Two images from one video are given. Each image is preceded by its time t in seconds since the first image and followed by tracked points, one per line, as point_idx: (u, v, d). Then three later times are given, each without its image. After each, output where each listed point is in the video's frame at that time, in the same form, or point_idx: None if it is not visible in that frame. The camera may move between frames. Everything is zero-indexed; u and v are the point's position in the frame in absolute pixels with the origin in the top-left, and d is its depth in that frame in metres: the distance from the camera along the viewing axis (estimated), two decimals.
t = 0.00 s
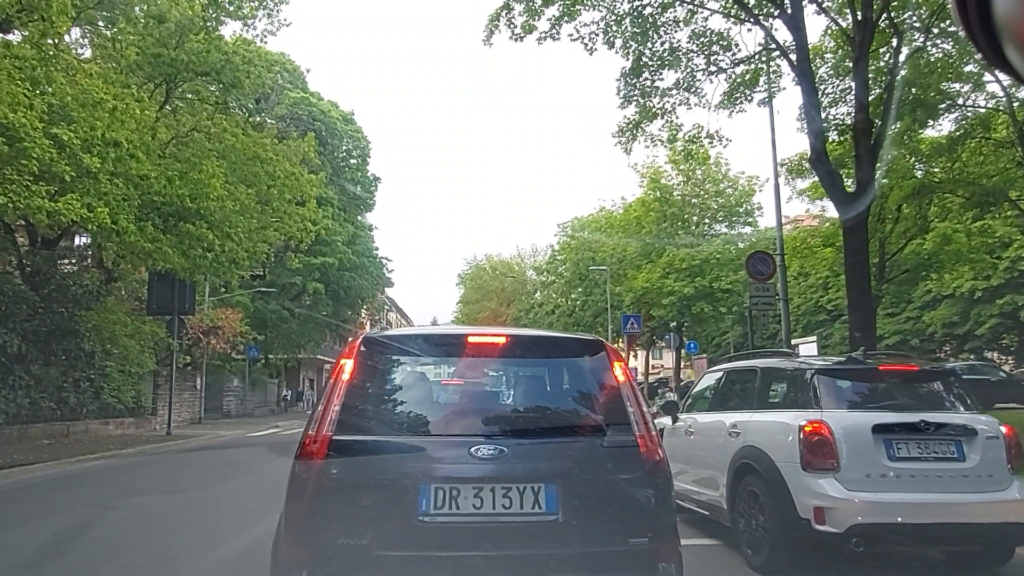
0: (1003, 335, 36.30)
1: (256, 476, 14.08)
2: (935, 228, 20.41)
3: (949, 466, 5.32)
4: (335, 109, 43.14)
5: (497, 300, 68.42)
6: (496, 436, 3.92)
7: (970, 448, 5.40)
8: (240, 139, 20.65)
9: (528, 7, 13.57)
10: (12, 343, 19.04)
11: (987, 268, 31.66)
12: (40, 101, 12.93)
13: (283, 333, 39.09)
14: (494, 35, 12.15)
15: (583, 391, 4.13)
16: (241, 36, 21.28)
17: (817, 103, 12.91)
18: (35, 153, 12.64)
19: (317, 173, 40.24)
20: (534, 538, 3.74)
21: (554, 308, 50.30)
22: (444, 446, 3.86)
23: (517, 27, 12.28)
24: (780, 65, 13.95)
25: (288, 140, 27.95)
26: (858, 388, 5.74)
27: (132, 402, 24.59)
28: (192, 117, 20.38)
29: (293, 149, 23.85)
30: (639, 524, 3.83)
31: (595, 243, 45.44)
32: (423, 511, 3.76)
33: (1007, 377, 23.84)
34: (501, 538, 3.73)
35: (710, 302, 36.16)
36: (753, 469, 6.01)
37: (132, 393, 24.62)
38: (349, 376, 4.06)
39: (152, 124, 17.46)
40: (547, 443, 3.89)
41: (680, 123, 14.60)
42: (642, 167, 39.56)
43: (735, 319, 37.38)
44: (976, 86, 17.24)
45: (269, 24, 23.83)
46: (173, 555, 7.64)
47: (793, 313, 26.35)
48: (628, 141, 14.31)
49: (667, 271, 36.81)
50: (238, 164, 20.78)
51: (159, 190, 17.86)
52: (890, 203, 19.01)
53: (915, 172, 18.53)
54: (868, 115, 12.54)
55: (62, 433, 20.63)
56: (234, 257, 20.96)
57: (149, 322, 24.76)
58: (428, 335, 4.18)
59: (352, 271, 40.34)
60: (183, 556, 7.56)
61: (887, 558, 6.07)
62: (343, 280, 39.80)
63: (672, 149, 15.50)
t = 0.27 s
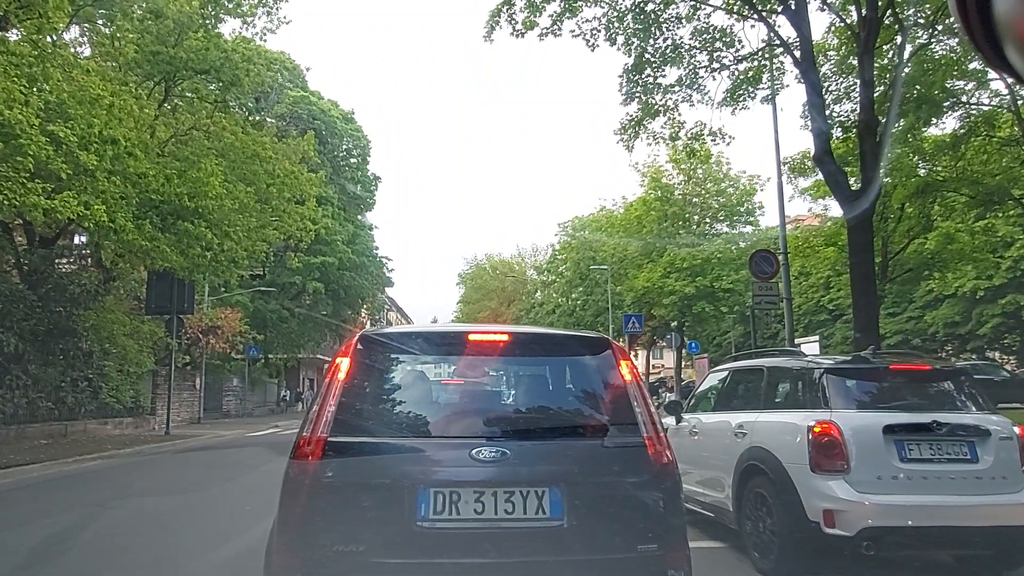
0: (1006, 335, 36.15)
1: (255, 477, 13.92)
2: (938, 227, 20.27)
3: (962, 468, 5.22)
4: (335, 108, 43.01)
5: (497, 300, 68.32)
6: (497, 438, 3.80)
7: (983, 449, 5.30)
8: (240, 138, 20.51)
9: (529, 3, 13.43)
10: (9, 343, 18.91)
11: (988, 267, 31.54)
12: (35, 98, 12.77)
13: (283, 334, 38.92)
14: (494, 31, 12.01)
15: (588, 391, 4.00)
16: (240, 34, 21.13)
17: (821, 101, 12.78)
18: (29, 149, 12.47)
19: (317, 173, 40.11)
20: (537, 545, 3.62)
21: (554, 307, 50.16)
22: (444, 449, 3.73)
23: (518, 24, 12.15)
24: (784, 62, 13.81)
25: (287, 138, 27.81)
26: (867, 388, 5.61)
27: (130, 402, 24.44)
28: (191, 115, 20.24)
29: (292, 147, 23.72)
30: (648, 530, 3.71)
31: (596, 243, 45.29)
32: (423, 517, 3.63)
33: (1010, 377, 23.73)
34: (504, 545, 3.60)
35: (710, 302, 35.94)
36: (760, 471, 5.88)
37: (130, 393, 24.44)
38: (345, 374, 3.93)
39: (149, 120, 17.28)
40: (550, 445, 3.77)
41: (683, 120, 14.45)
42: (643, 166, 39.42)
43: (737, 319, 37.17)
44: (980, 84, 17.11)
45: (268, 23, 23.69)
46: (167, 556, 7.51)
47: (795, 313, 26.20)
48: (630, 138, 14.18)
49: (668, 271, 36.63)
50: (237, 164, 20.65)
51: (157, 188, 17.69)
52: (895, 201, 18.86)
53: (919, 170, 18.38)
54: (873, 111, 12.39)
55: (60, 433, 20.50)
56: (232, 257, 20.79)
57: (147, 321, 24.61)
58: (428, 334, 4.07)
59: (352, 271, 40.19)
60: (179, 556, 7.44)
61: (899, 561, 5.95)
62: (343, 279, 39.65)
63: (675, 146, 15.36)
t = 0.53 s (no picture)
0: (1006, 335, 36.07)
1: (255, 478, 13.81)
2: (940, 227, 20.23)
3: (971, 470, 5.15)
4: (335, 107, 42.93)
5: (497, 299, 68.26)
6: (499, 439, 3.72)
7: (991, 450, 5.23)
8: (239, 137, 20.45)
9: None
10: (9, 342, 18.84)
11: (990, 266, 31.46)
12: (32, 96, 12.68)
13: (283, 333, 38.83)
14: (494, 28, 11.93)
15: (590, 391, 3.92)
16: (239, 33, 21.08)
17: (823, 99, 12.70)
18: (26, 147, 12.38)
19: (316, 172, 40.04)
20: (539, 548, 3.54)
21: (555, 307, 50.08)
22: (444, 451, 3.65)
23: (519, 21, 12.08)
24: (786, 61, 13.75)
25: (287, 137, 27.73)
26: (874, 387, 5.54)
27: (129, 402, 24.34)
28: (190, 114, 20.16)
29: (292, 146, 23.67)
30: (652, 533, 3.63)
31: (596, 242, 45.21)
32: (423, 520, 3.55)
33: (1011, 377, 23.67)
34: (505, 549, 3.52)
35: (711, 302, 35.78)
36: (764, 473, 5.79)
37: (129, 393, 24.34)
38: (343, 374, 3.86)
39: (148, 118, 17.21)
40: (552, 446, 3.69)
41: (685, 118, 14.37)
42: (643, 165, 39.34)
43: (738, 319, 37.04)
44: (982, 82, 17.05)
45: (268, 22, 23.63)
46: (167, 555, 7.44)
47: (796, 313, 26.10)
48: (631, 136, 14.10)
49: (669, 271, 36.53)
50: (237, 164, 20.57)
51: (156, 187, 17.59)
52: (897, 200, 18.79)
53: (920, 169, 18.30)
54: (876, 109, 12.31)
55: (60, 433, 20.42)
56: (231, 255, 20.71)
57: (146, 321, 24.52)
58: (428, 333, 3.98)
59: (352, 271, 40.10)
60: (179, 556, 7.37)
61: (906, 563, 5.87)
62: (342, 279, 39.54)
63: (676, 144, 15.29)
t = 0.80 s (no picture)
0: (1006, 335, 36.03)
1: (254, 479, 13.71)
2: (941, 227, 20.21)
3: (976, 471, 5.11)
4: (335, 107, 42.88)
5: (497, 299, 68.22)
6: (498, 440, 3.68)
7: (995, 451, 5.19)
8: (239, 137, 20.41)
9: None
10: (8, 343, 18.80)
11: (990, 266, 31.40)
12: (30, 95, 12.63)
13: (282, 334, 38.77)
14: (494, 27, 11.88)
15: (592, 391, 3.88)
16: (238, 33, 21.04)
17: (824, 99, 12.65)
18: (24, 147, 12.35)
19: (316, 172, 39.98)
20: (540, 550, 3.50)
21: (555, 307, 50.02)
22: (444, 451, 3.61)
23: (519, 20, 12.03)
24: (786, 60, 13.71)
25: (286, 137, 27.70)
26: (877, 388, 5.50)
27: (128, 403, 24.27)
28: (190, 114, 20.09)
29: (291, 146, 23.64)
30: (655, 535, 3.59)
31: (596, 243, 45.17)
32: (422, 522, 3.51)
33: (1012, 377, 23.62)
34: (506, 551, 3.48)
35: (711, 302, 35.69)
36: (766, 474, 5.75)
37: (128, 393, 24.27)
38: (341, 374, 3.81)
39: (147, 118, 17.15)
40: (552, 447, 3.65)
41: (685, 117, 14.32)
42: (643, 165, 39.29)
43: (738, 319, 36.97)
44: (983, 82, 16.95)
45: (267, 21, 23.58)
46: (166, 555, 7.41)
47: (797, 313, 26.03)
48: (631, 136, 14.06)
49: (669, 271, 36.46)
50: (237, 164, 20.53)
51: (155, 186, 17.55)
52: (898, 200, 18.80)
53: (921, 169, 18.27)
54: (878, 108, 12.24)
55: (59, 433, 20.38)
56: (230, 255, 20.65)
57: (145, 321, 24.46)
58: (428, 333, 3.95)
59: (352, 271, 40.03)
60: (178, 556, 7.35)
61: (910, 565, 5.83)
62: (342, 279, 39.45)
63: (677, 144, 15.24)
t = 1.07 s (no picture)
0: (1006, 336, 36.03)
1: (255, 480, 13.69)
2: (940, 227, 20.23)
3: (976, 471, 5.11)
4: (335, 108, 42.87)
5: (498, 300, 68.25)
6: (498, 440, 3.68)
7: (995, 451, 5.20)
8: (239, 137, 20.41)
9: None
10: (8, 344, 18.79)
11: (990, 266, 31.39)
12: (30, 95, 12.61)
13: (282, 334, 38.78)
14: (493, 27, 11.88)
15: (592, 392, 3.89)
16: (238, 33, 21.05)
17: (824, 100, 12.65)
18: (24, 148, 12.34)
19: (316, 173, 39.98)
20: (540, 550, 3.51)
21: (555, 307, 50.02)
22: (444, 452, 3.61)
23: (519, 20, 12.03)
24: (786, 61, 13.72)
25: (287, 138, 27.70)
26: (876, 388, 5.50)
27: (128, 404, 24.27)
28: (190, 115, 20.10)
29: (291, 146, 23.65)
30: (655, 537, 3.59)
31: (596, 243, 45.18)
32: (423, 522, 3.51)
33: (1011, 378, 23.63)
34: (506, 552, 3.49)
35: (711, 303, 35.68)
36: (766, 474, 5.76)
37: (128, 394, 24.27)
38: (341, 374, 3.82)
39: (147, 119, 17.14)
40: (552, 448, 3.65)
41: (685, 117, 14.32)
42: (643, 166, 39.29)
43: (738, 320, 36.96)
44: (983, 82, 16.90)
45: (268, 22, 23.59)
46: (166, 556, 7.42)
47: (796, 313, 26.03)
48: (631, 137, 14.06)
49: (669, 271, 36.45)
50: (237, 165, 20.52)
51: (155, 187, 17.56)
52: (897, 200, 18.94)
53: (921, 170, 18.30)
54: (877, 109, 12.24)
55: (59, 433, 20.39)
56: (230, 256, 20.64)
57: (145, 321, 24.45)
58: (428, 334, 3.95)
59: (352, 271, 40.04)
60: (178, 556, 7.35)
61: (911, 566, 5.83)
62: (342, 280, 39.41)
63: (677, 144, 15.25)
